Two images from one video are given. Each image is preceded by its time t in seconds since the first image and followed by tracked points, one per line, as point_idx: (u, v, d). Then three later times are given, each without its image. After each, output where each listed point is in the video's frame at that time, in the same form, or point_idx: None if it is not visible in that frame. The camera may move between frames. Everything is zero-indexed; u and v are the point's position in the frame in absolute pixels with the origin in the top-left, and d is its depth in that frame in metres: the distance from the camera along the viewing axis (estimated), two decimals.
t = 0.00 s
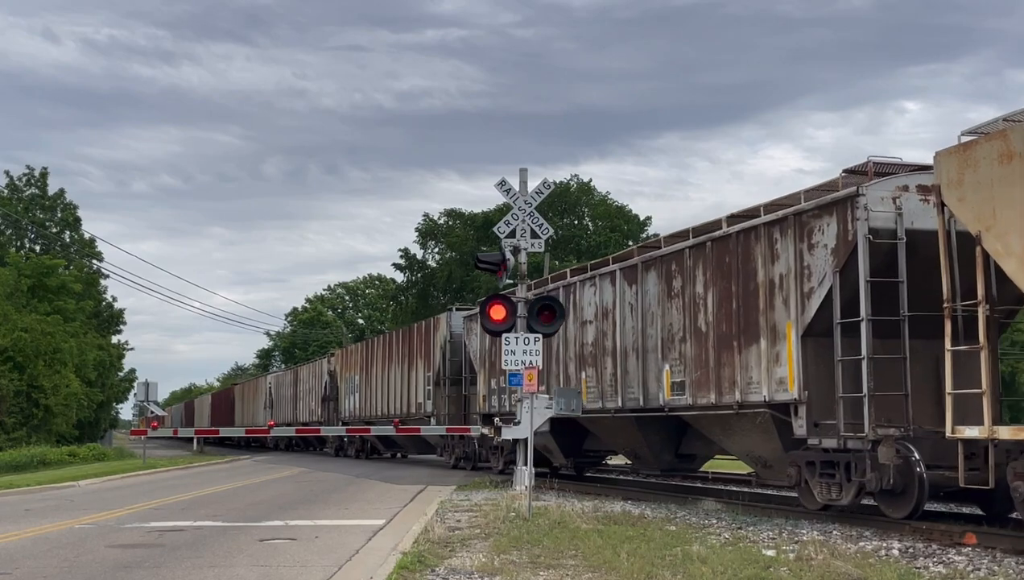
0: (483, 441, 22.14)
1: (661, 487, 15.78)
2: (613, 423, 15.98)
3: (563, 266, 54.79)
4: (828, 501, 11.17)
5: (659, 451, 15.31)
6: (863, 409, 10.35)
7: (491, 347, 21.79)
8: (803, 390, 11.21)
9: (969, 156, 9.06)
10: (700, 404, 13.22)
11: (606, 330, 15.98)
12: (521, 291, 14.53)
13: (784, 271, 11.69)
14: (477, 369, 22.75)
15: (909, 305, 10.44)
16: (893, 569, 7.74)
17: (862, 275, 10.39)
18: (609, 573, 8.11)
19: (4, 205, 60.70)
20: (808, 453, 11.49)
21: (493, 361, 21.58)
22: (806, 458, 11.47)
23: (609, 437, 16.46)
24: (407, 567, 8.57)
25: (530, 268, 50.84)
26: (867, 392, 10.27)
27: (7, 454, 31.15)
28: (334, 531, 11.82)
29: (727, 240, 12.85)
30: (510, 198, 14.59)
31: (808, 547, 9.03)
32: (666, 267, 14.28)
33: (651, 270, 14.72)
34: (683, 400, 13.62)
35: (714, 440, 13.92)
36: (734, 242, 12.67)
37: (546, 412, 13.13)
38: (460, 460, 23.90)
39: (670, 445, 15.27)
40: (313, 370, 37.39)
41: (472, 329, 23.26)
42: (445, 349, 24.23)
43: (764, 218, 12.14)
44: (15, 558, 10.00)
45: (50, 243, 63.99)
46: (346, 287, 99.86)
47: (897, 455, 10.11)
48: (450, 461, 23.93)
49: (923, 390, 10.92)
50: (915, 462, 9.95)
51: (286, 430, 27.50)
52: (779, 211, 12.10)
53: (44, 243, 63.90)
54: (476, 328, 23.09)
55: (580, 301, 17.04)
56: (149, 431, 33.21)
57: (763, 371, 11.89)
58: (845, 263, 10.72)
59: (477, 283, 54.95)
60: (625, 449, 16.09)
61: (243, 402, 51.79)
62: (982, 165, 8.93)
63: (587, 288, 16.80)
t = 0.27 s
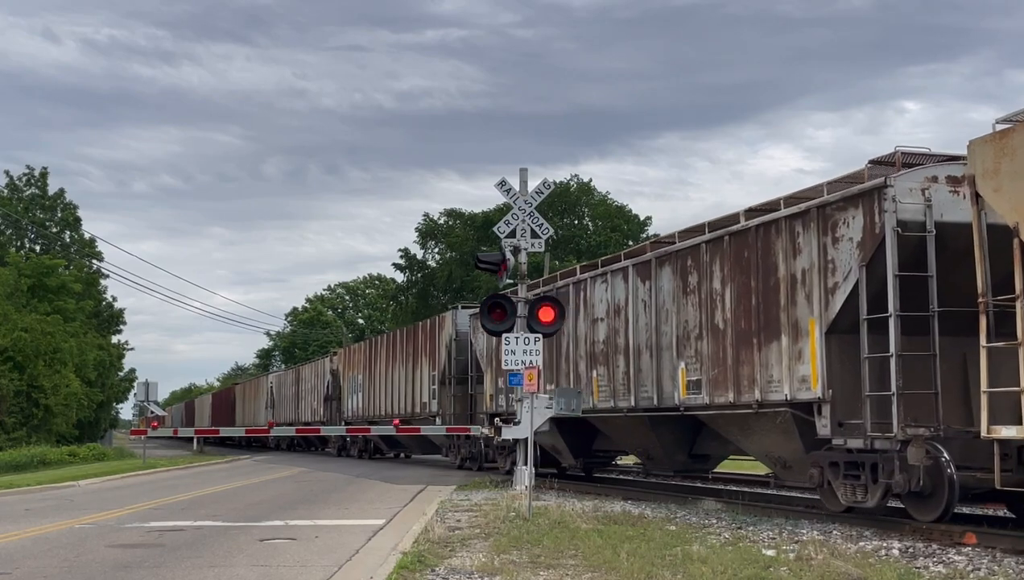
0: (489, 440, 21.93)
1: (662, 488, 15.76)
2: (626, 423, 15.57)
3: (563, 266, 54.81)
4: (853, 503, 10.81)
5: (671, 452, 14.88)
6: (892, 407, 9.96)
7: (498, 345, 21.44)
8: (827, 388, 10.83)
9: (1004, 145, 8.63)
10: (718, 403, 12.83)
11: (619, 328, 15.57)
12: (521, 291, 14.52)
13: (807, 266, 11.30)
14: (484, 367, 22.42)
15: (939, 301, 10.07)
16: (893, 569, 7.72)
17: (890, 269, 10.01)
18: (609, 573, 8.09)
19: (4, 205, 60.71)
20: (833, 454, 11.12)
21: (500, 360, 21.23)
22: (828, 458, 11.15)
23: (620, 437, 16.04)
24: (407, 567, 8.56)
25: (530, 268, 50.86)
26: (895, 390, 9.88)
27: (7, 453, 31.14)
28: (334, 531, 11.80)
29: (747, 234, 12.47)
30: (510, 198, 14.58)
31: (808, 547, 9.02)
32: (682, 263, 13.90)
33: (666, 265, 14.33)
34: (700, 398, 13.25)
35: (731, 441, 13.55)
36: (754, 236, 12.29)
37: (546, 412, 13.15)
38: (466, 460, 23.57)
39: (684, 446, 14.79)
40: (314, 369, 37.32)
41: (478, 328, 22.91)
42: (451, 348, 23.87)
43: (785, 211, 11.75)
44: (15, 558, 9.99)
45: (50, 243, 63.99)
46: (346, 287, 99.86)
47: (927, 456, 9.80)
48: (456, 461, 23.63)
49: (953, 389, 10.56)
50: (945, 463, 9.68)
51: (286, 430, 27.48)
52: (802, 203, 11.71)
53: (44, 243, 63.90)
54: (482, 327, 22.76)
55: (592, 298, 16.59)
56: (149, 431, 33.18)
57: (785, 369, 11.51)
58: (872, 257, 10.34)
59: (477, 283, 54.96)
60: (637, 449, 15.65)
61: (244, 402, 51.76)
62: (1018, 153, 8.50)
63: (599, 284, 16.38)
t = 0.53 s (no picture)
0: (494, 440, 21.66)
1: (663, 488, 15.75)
2: (639, 422, 15.15)
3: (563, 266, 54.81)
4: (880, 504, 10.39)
5: (685, 452, 14.50)
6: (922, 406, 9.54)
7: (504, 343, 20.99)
8: (853, 386, 10.42)
9: None
10: (736, 402, 12.41)
11: (631, 325, 15.11)
12: (521, 291, 14.52)
13: (831, 260, 10.89)
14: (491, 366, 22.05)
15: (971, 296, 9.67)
16: (893, 569, 7.72)
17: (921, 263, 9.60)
18: (609, 572, 8.09)
19: (4, 205, 60.71)
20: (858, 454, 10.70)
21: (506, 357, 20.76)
22: (853, 459, 10.75)
23: (633, 437, 15.67)
24: (407, 567, 8.55)
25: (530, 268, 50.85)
26: (926, 388, 9.46)
27: (7, 453, 31.14)
28: (334, 531, 11.79)
29: (767, 227, 12.05)
30: (510, 198, 14.59)
31: (808, 547, 9.02)
32: (699, 257, 13.47)
33: (682, 261, 13.90)
34: (716, 398, 12.83)
35: (748, 441, 13.14)
36: (775, 230, 11.87)
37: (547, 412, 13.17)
38: (472, 461, 23.31)
39: (699, 446, 14.47)
40: (316, 369, 37.27)
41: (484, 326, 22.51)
42: (457, 346, 23.53)
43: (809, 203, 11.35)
44: (14, 558, 9.99)
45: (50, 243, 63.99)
46: (346, 287, 99.84)
47: (958, 455, 9.38)
48: (462, 462, 23.39)
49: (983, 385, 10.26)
50: (978, 464, 9.29)
51: (286, 430, 27.47)
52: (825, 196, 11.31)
53: (44, 243, 63.91)
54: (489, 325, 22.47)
55: (603, 294, 16.11)
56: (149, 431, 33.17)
57: (807, 367, 11.09)
58: (901, 251, 9.96)
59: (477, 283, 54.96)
60: (650, 449, 15.24)
61: (245, 402, 51.74)
62: None
63: (610, 280, 15.91)
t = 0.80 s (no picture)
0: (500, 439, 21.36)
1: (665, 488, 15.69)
2: (653, 422, 14.66)
3: (563, 265, 54.81)
4: (906, 507, 9.98)
5: (700, 453, 14.07)
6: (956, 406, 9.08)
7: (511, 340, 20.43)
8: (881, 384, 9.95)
9: None
10: (756, 401, 11.92)
11: (644, 322, 14.59)
12: (521, 291, 14.51)
13: (858, 254, 10.41)
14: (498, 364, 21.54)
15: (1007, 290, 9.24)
16: (893, 569, 7.70)
17: (956, 257, 9.15)
18: (609, 573, 8.07)
19: (4, 205, 60.69)
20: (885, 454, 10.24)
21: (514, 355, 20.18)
22: (880, 460, 10.28)
23: (648, 438, 15.20)
24: (407, 567, 8.54)
25: (530, 268, 50.84)
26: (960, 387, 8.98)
27: (7, 453, 31.13)
28: (334, 531, 11.78)
29: (788, 220, 11.56)
30: (510, 197, 14.58)
31: (808, 547, 9.01)
32: (716, 252, 12.97)
33: (698, 256, 13.39)
34: (735, 397, 12.34)
35: (768, 441, 12.65)
36: (796, 222, 11.39)
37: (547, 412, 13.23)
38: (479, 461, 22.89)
39: (714, 446, 14.00)
40: (319, 368, 37.21)
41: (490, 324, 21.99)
42: (462, 345, 23.12)
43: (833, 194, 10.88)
44: (14, 558, 9.97)
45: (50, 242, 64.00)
46: (346, 287, 99.81)
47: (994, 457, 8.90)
48: (468, 462, 22.98)
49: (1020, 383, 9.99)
50: (1013, 464, 9.17)
51: (286, 430, 27.44)
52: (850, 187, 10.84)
53: (44, 243, 63.91)
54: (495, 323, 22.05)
55: (614, 291, 15.55)
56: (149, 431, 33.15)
57: (832, 365, 10.61)
58: (932, 244, 9.50)
59: (477, 283, 54.96)
60: (664, 449, 14.84)
61: (246, 402, 51.73)
62: None
63: (622, 276, 15.37)
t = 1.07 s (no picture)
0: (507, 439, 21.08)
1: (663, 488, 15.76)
2: (667, 422, 14.31)
3: (563, 265, 54.85)
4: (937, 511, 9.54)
5: (715, 454, 13.74)
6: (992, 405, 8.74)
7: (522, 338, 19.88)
8: (912, 383, 9.59)
9: None
10: (778, 401, 11.56)
11: (659, 320, 14.23)
12: (521, 291, 14.52)
13: (886, 247, 10.06)
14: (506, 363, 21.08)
15: None
16: (893, 569, 7.72)
17: (991, 249, 8.82)
18: (609, 572, 8.09)
19: (4, 205, 60.70)
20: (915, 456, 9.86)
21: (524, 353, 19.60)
22: (909, 461, 9.92)
23: (662, 438, 14.87)
24: (407, 567, 8.55)
25: (530, 268, 50.88)
26: (998, 385, 8.64)
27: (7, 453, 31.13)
28: (335, 531, 11.80)
29: (812, 214, 11.21)
30: (510, 198, 14.58)
31: (808, 546, 9.03)
32: (735, 247, 12.60)
33: (715, 251, 13.04)
34: (755, 396, 11.98)
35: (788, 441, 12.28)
36: (820, 216, 11.05)
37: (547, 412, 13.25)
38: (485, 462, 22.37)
39: (730, 447, 13.62)
40: (321, 368, 37.18)
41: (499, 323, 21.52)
42: (470, 343, 22.78)
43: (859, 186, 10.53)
44: (14, 558, 9.98)
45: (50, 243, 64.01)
46: (346, 287, 99.84)
47: None
48: (474, 463, 22.48)
49: None
50: None
51: (286, 430, 27.46)
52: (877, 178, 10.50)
53: (44, 243, 63.91)
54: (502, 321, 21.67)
55: (626, 288, 15.18)
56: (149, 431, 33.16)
57: (860, 363, 10.26)
58: (966, 237, 9.17)
59: (477, 283, 54.98)
60: (678, 449, 14.56)
61: (247, 402, 51.75)
62: None
63: (635, 273, 14.99)
